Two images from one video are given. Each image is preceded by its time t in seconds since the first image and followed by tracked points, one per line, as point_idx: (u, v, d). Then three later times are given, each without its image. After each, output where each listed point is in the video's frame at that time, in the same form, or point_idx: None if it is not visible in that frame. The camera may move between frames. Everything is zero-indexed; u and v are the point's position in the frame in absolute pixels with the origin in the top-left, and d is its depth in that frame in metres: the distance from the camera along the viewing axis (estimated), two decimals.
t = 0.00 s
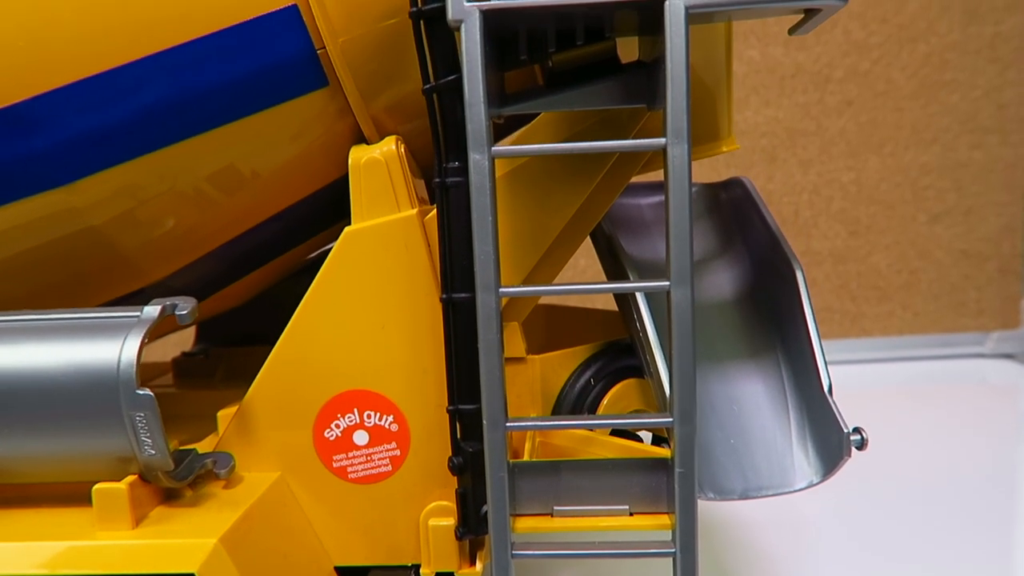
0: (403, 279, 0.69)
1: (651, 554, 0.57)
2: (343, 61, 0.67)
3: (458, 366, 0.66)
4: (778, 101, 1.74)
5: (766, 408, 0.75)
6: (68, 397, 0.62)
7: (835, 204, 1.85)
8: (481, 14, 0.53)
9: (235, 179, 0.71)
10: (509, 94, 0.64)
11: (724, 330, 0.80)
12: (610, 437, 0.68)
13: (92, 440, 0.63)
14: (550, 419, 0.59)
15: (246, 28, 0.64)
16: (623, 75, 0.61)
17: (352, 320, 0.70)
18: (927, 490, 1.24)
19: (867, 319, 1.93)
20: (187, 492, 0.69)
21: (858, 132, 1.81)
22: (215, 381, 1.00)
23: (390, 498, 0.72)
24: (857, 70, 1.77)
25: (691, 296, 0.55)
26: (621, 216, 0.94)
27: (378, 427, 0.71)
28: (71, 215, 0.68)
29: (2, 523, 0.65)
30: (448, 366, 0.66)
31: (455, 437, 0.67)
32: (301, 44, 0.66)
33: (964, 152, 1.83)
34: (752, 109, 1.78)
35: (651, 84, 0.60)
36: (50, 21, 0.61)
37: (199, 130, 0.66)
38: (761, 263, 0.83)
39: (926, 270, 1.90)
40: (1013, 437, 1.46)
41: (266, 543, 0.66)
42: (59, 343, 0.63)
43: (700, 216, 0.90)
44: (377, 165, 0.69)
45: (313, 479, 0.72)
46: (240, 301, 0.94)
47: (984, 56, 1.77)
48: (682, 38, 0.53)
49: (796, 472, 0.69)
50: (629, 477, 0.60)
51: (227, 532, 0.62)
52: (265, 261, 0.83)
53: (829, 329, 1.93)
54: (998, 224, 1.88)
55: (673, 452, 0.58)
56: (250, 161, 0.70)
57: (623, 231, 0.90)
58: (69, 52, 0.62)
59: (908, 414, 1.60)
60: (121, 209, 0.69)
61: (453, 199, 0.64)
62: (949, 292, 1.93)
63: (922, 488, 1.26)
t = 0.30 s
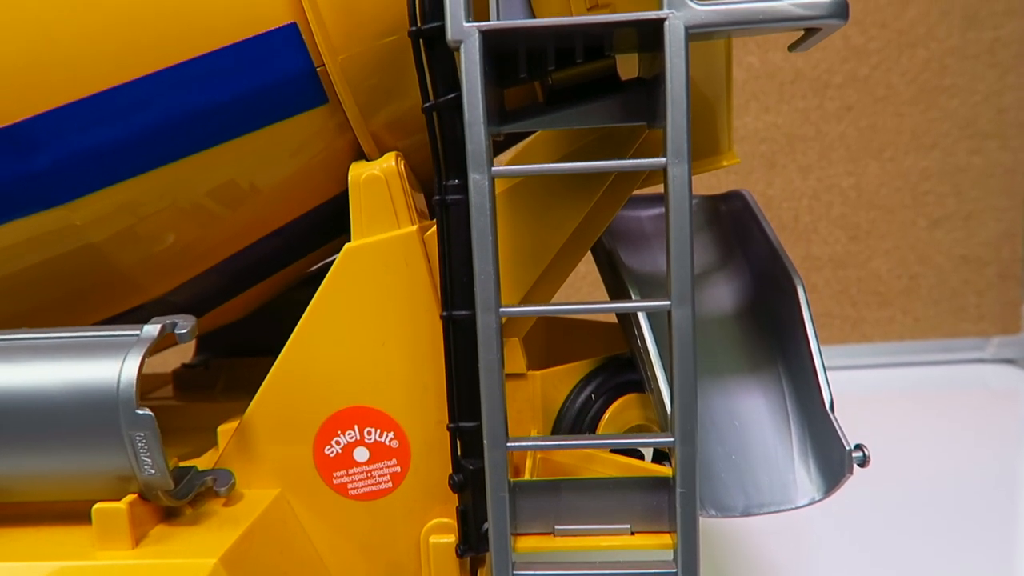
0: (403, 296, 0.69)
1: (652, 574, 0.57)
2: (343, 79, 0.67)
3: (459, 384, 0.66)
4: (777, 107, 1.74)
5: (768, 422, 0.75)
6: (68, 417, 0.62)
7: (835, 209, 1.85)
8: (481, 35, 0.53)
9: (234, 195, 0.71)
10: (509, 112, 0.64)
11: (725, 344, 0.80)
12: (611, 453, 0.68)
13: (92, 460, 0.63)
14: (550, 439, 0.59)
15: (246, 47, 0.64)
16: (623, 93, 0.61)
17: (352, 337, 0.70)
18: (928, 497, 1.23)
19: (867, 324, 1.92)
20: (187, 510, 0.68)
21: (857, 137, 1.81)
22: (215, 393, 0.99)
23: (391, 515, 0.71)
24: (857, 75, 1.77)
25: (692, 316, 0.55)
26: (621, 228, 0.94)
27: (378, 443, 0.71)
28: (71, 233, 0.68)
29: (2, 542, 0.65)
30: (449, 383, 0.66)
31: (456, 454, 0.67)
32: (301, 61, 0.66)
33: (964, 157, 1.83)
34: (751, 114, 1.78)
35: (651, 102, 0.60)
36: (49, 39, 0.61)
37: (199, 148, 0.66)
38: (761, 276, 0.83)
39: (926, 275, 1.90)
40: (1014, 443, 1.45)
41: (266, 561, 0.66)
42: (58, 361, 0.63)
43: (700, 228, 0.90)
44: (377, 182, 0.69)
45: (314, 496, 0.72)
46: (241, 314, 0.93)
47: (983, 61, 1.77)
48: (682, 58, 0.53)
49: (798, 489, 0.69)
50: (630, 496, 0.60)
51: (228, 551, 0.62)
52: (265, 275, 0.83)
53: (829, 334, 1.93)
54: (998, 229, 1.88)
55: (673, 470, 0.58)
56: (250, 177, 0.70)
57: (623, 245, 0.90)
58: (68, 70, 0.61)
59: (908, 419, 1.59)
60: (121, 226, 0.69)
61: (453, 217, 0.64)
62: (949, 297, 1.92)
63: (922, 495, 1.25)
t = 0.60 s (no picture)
0: (404, 317, 0.69)
1: None
2: (343, 100, 0.67)
3: (460, 406, 0.66)
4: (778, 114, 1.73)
5: (770, 442, 0.74)
6: (69, 441, 0.62)
7: (836, 216, 1.85)
8: (481, 61, 0.53)
9: (235, 214, 0.70)
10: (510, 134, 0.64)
11: (726, 363, 0.80)
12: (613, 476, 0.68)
13: (93, 485, 0.63)
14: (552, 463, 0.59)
15: (246, 69, 0.64)
16: (624, 117, 0.61)
17: (353, 358, 0.70)
18: (929, 505, 1.23)
19: (868, 330, 1.92)
20: (188, 532, 0.68)
21: (858, 144, 1.80)
22: (216, 407, 0.99)
23: (392, 536, 0.71)
24: (857, 82, 1.77)
25: (693, 342, 0.55)
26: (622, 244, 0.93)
27: (379, 464, 0.71)
28: (72, 254, 0.68)
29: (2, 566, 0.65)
30: (450, 406, 0.66)
31: (458, 477, 0.67)
32: (302, 83, 0.66)
33: (965, 164, 1.83)
34: (752, 121, 1.78)
35: (652, 126, 0.60)
36: (49, 60, 0.60)
37: (200, 170, 0.66)
38: (763, 294, 0.82)
39: (927, 281, 1.90)
40: (1015, 451, 1.45)
41: None
42: (58, 385, 0.63)
43: (700, 244, 0.90)
44: (378, 203, 0.69)
45: (315, 517, 0.72)
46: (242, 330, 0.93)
47: (984, 68, 1.77)
48: (683, 84, 0.53)
49: (800, 510, 0.69)
50: (632, 521, 0.60)
51: None
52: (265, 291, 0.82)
53: (830, 340, 1.93)
54: (1000, 235, 1.88)
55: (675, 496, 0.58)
56: (250, 197, 0.70)
57: (624, 261, 0.89)
58: (68, 92, 0.61)
59: (910, 426, 1.59)
60: (122, 247, 0.69)
61: (454, 240, 0.63)
62: (950, 304, 1.92)
63: (923, 503, 1.25)
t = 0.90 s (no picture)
0: (406, 336, 0.69)
1: None
2: (343, 121, 0.67)
3: (462, 426, 0.66)
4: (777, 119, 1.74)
5: (770, 458, 0.75)
6: (72, 464, 0.62)
7: (835, 220, 1.85)
8: (481, 86, 0.53)
9: (237, 233, 0.71)
10: (510, 155, 0.64)
11: (727, 378, 0.80)
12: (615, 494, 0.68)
13: (97, 507, 0.63)
14: (555, 485, 0.59)
15: (247, 92, 0.64)
16: (624, 139, 0.61)
17: (355, 377, 0.70)
18: (930, 510, 1.23)
19: (868, 333, 1.92)
20: (191, 553, 0.68)
21: (857, 148, 1.81)
22: (217, 421, 0.99)
23: (394, 553, 0.72)
24: (856, 86, 1.77)
25: (694, 364, 0.55)
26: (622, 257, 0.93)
27: (381, 483, 0.71)
28: (74, 274, 0.68)
29: None
30: (452, 425, 0.66)
31: (460, 496, 0.67)
32: (302, 105, 0.66)
33: (963, 167, 1.83)
34: (751, 126, 1.78)
35: (652, 146, 0.60)
36: (50, 83, 0.60)
37: (202, 191, 0.66)
38: (762, 309, 0.83)
39: (926, 284, 1.90)
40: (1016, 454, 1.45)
41: None
42: (61, 408, 0.63)
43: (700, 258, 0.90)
44: (379, 223, 0.69)
45: (318, 535, 0.72)
46: (243, 347, 0.93)
47: (982, 71, 1.77)
48: (682, 109, 0.53)
49: (801, 527, 0.69)
50: (634, 542, 0.60)
51: None
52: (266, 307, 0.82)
53: (829, 344, 1.93)
54: (999, 238, 1.88)
55: (678, 516, 0.58)
56: (251, 216, 0.70)
57: (622, 276, 0.89)
58: (69, 114, 0.61)
59: (910, 430, 1.59)
60: (124, 267, 0.69)
61: (455, 261, 0.64)
62: (950, 307, 1.92)
63: (924, 508, 1.25)
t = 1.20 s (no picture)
0: (408, 354, 0.70)
1: None
2: (344, 140, 0.67)
3: (464, 445, 0.66)
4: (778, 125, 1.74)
5: (772, 473, 0.75)
6: (74, 486, 0.62)
7: (836, 225, 1.85)
8: (482, 109, 0.54)
9: (239, 250, 0.71)
10: (512, 174, 0.64)
11: (729, 393, 0.80)
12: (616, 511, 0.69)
13: (99, 528, 0.63)
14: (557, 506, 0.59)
15: (249, 112, 0.64)
16: (625, 159, 0.61)
17: (357, 395, 0.70)
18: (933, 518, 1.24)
19: (870, 338, 1.92)
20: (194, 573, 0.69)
21: (857, 153, 1.81)
22: (218, 435, 0.98)
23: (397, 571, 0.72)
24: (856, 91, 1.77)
25: (696, 386, 0.55)
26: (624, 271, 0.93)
27: (384, 500, 0.71)
28: (76, 293, 0.68)
29: None
30: (454, 444, 0.66)
31: (463, 514, 0.67)
32: (302, 125, 0.66)
33: (964, 172, 1.83)
34: (751, 131, 1.78)
35: (653, 166, 0.60)
36: (51, 104, 0.60)
37: (204, 210, 0.67)
38: (764, 323, 0.83)
39: (928, 289, 1.90)
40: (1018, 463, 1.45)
41: None
42: (63, 430, 0.63)
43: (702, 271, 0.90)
44: (380, 241, 0.69)
45: (320, 552, 0.72)
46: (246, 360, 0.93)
47: (983, 76, 1.77)
48: (684, 132, 0.53)
49: (803, 545, 0.70)
50: (636, 562, 0.60)
51: None
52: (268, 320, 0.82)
53: (831, 349, 1.93)
54: (1000, 243, 1.88)
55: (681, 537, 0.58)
56: (253, 233, 0.70)
57: (624, 290, 0.89)
58: (71, 134, 0.61)
59: (912, 438, 1.60)
60: (126, 285, 0.69)
61: (457, 280, 0.64)
62: (952, 311, 1.92)
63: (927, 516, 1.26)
